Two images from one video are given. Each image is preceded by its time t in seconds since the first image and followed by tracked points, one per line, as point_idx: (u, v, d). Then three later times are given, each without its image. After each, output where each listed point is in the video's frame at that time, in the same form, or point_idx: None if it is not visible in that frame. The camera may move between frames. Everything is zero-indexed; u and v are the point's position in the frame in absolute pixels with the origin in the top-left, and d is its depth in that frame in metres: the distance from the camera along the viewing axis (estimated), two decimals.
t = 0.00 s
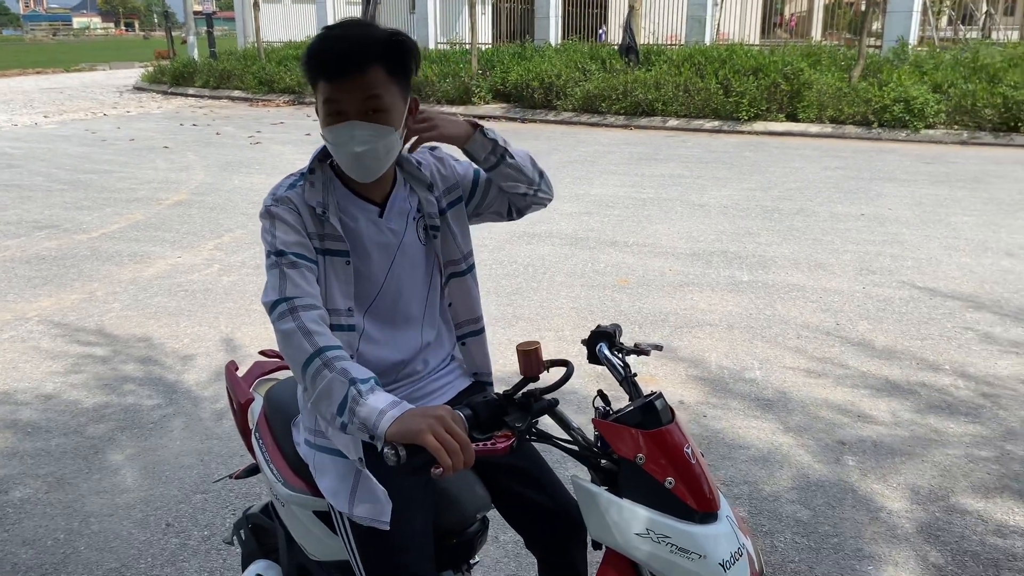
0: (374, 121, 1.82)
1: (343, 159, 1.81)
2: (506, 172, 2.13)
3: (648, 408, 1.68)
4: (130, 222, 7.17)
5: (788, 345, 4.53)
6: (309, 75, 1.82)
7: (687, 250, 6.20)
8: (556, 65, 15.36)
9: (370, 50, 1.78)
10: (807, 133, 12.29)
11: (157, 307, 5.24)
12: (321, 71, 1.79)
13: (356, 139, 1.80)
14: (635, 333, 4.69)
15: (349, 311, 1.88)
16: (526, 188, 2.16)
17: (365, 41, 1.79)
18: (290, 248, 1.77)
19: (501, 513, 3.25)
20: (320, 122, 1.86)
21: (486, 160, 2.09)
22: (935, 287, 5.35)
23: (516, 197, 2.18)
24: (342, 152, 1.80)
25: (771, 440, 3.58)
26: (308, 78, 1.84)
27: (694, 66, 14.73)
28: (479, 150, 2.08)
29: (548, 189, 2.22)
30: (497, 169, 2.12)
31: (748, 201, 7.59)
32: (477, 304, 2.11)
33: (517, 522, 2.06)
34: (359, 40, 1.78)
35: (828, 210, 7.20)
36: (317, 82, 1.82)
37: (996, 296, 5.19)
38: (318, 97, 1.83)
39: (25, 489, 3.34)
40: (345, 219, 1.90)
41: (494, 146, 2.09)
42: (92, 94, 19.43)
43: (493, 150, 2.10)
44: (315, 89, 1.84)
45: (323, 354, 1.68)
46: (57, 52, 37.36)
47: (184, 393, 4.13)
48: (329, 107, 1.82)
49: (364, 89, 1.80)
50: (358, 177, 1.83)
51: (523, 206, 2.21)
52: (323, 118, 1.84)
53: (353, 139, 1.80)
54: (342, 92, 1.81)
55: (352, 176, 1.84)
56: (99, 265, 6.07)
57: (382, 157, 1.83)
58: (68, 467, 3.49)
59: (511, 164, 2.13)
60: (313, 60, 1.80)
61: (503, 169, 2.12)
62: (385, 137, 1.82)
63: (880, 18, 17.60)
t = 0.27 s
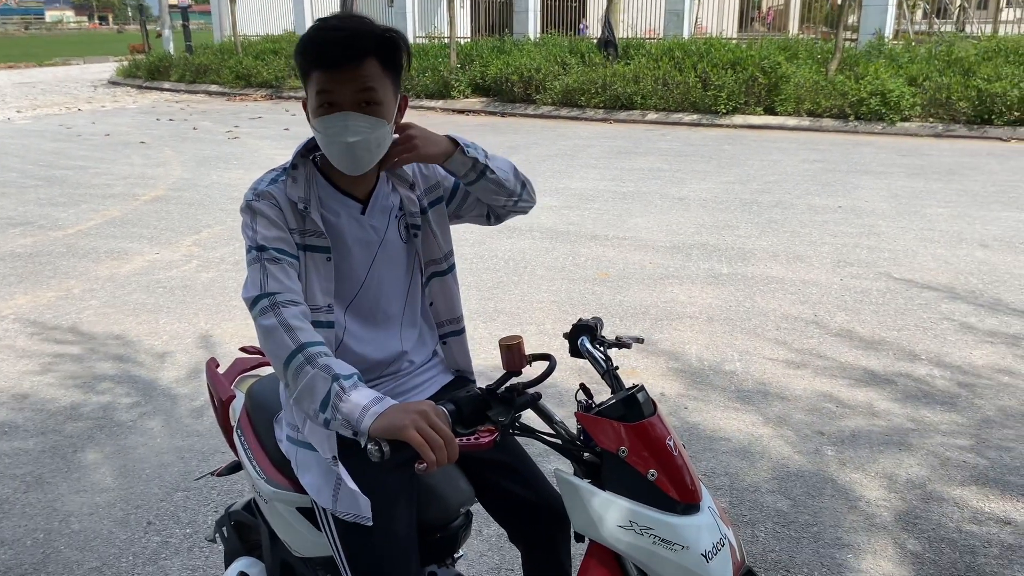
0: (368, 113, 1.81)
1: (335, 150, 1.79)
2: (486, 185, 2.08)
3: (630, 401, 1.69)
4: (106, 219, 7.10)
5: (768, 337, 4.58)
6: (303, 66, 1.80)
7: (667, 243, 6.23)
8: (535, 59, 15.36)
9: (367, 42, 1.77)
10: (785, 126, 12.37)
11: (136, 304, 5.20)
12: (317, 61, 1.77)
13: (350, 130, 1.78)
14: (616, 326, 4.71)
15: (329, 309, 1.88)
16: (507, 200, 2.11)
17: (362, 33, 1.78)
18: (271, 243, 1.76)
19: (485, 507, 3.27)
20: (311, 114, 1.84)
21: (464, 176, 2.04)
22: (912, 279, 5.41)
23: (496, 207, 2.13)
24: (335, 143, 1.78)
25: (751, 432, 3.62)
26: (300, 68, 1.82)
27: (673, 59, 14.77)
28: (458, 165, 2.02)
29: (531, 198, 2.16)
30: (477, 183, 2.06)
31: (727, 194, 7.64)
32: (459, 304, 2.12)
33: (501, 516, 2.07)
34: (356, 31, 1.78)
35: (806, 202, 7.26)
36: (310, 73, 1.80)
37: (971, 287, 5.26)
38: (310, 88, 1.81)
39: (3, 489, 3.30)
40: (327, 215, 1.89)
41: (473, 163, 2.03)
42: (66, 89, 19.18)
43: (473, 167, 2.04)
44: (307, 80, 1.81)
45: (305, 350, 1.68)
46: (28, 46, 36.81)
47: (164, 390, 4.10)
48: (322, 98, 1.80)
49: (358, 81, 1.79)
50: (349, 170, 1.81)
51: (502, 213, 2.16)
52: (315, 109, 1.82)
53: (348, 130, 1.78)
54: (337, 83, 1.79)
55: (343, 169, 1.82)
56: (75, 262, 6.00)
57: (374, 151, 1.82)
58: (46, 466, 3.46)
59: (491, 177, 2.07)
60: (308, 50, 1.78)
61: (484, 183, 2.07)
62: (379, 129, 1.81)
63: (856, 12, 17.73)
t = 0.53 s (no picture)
0: (362, 106, 1.81)
1: (329, 142, 1.79)
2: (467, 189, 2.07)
3: (616, 394, 1.70)
4: (90, 214, 7.04)
5: (754, 330, 4.60)
6: (298, 56, 1.79)
7: (654, 237, 6.25)
8: (521, 54, 15.34)
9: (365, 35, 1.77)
10: (770, 120, 12.41)
11: (121, 300, 5.17)
12: (314, 52, 1.77)
13: (344, 122, 1.78)
14: (603, 320, 4.72)
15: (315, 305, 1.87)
16: (488, 211, 2.11)
17: (360, 26, 1.78)
18: (257, 237, 1.76)
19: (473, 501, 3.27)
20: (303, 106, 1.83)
21: (448, 184, 2.03)
22: (896, 272, 5.45)
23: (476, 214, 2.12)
24: (329, 134, 1.78)
25: (738, 425, 3.63)
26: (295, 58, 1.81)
27: (658, 54, 14.79)
28: (443, 174, 2.01)
29: (512, 211, 2.17)
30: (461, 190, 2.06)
31: (713, 188, 7.67)
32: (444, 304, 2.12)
33: (489, 511, 2.07)
34: (354, 22, 1.77)
35: (792, 197, 7.29)
36: (305, 63, 1.79)
37: (954, 280, 5.30)
38: (305, 78, 1.80)
39: None
40: (314, 210, 1.89)
41: (460, 171, 2.03)
42: (48, 84, 19.01)
43: (457, 175, 2.03)
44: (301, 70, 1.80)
45: (291, 345, 1.67)
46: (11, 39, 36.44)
47: (149, 387, 4.08)
48: (316, 89, 1.80)
49: (354, 74, 1.78)
50: (340, 163, 1.81)
51: (484, 223, 2.15)
52: (308, 100, 1.81)
53: (342, 122, 1.77)
54: (332, 74, 1.78)
55: (334, 161, 1.81)
56: (58, 258, 5.95)
57: (367, 143, 1.82)
58: (31, 463, 3.43)
59: (476, 187, 2.07)
60: (304, 39, 1.77)
61: (467, 192, 2.06)
62: (373, 122, 1.81)
63: (841, 7, 17.80)
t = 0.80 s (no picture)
0: (354, 99, 1.81)
1: (322, 136, 1.78)
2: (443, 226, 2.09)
3: (607, 389, 1.70)
4: (81, 210, 7.01)
5: (745, 326, 4.61)
6: (288, 50, 1.77)
7: (646, 233, 6.25)
8: (514, 49, 15.32)
9: (355, 27, 1.76)
10: (762, 116, 12.43)
11: (112, 296, 5.15)
12: (305, 46, 1.76)
13: (337, 115, 1.77)
14: (595, 316, 4.73)
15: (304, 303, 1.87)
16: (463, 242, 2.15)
17: (350, 19, 1.77)
18: (247, 234, 1.75)
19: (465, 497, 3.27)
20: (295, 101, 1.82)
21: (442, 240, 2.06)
22: (887, 267, 5.46)
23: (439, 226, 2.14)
24: (322, 128, 1.77)
25: (730, 420, 3.65)
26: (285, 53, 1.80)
27: (651, 50, 14.79)
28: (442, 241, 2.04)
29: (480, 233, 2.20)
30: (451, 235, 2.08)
31: (706, 184, 7.68)
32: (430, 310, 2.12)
33: (481, 507, 2.08)
34: (346, 15, 1.77)
35: (784, 192, 7.31)
36: (296, 57, 1.78)
37: (945, 275, 5.32)
38: (295, 72, 1.79)
39: None
40: (305, 209, 1.88)
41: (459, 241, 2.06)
42: (38, 79, 18.92)
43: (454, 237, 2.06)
44: (292, 65, 1.79)
45: (279, 342, 1.67)
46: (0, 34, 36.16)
47: (141, 383, 4.07)
48: (308, 83, 1.79)
49: (345, 67, 1.78)
50: (333, 158, 1.80)
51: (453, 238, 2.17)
52: (299, 95, 1.80)
53: (336, 116, 1.77)
54: (324, 68, 1.78)
55: (328, 155, 1.81)
56: (49, 254, 5.93)
57: (359, 137, 1.81)
58: (21, 460, 3.42)
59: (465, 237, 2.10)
60: (294, 33, 1.75)
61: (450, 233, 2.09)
62: (365, 114, 1.81)
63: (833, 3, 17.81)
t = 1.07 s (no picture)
0: (359, 99, 1.81)
1: (326, 135, 1.77)
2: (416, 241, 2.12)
3: (602, 385, 1.70)
4: (75, 206, 6.99)
5: (741, 322, 4.62)
6: (293, 49, 1.77)
7: (642, 229, 6.25)
8: (510, 46, 15.31)
9: (361, 27, 1.76)
10: (758, 113, 12.44)
11: (107, 293, 5.14)
12: (311, 45, 1.75)
13: (342, 115, 1.77)
14: (591, 312, 4.73)
15: (299, 303, 1.87)
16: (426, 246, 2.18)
17: (356, 19, 1.77)
18: (244, 233, 1.75)
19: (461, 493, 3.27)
20: (299, 100, 1.81)
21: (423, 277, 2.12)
22: (883, 264, 5.47)
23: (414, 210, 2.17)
24: (327, 128, 1.76)
25: (725, 416, 3.65)
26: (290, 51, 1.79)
27: (647, 46, 14.79)
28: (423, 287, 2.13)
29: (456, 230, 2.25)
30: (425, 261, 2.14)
31: (702, 180, 7.69)
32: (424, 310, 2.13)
33: (475, 501, 2.08)
34: (352, 16, 1.77)
35: (780, 189, 7.31)
36: (302, 57, 1.77)
37: (940, 272, 5.33)
38: (300, 71, 1.78)
39: None
40: (302, 208, 1.87)
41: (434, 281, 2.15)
42: (33, 75, 18.85)
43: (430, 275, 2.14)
44: (298, 64, 1.78)
45: (271, 341, 1.66)
46: None
47: (136, 379, 4.06)
48: (313, 83, 1.78)
49: (350, 67, 1.78)
50: (336, 157, 1.80)
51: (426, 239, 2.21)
52: (304, 94, 1.79)
53: (342, 116, 1.76)
54: (330, 68, 1.77)
55: (331, 154, 1.80)
56: (44, 250, 5.91)
57: (364, 137, 1.81)
58: (17, 457, 3.41)
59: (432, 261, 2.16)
60: (301, 32, 1.75)
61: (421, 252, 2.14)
62: (370, 115, 1.80)
63: None
